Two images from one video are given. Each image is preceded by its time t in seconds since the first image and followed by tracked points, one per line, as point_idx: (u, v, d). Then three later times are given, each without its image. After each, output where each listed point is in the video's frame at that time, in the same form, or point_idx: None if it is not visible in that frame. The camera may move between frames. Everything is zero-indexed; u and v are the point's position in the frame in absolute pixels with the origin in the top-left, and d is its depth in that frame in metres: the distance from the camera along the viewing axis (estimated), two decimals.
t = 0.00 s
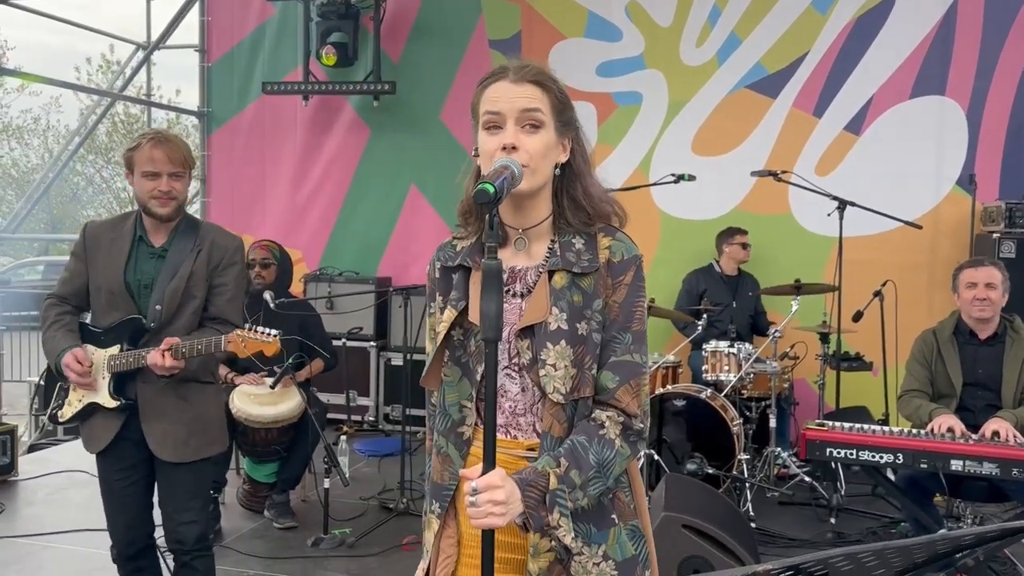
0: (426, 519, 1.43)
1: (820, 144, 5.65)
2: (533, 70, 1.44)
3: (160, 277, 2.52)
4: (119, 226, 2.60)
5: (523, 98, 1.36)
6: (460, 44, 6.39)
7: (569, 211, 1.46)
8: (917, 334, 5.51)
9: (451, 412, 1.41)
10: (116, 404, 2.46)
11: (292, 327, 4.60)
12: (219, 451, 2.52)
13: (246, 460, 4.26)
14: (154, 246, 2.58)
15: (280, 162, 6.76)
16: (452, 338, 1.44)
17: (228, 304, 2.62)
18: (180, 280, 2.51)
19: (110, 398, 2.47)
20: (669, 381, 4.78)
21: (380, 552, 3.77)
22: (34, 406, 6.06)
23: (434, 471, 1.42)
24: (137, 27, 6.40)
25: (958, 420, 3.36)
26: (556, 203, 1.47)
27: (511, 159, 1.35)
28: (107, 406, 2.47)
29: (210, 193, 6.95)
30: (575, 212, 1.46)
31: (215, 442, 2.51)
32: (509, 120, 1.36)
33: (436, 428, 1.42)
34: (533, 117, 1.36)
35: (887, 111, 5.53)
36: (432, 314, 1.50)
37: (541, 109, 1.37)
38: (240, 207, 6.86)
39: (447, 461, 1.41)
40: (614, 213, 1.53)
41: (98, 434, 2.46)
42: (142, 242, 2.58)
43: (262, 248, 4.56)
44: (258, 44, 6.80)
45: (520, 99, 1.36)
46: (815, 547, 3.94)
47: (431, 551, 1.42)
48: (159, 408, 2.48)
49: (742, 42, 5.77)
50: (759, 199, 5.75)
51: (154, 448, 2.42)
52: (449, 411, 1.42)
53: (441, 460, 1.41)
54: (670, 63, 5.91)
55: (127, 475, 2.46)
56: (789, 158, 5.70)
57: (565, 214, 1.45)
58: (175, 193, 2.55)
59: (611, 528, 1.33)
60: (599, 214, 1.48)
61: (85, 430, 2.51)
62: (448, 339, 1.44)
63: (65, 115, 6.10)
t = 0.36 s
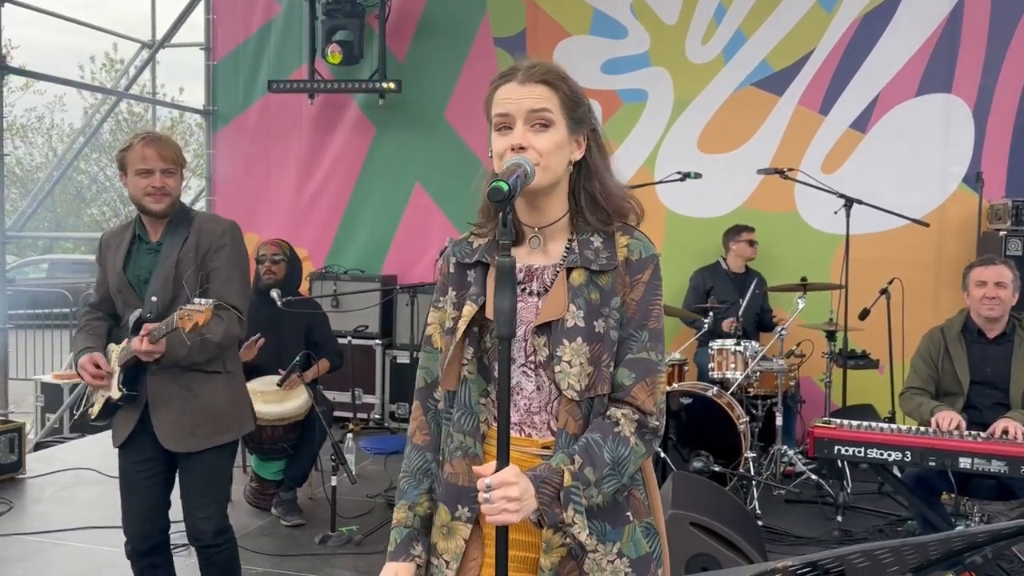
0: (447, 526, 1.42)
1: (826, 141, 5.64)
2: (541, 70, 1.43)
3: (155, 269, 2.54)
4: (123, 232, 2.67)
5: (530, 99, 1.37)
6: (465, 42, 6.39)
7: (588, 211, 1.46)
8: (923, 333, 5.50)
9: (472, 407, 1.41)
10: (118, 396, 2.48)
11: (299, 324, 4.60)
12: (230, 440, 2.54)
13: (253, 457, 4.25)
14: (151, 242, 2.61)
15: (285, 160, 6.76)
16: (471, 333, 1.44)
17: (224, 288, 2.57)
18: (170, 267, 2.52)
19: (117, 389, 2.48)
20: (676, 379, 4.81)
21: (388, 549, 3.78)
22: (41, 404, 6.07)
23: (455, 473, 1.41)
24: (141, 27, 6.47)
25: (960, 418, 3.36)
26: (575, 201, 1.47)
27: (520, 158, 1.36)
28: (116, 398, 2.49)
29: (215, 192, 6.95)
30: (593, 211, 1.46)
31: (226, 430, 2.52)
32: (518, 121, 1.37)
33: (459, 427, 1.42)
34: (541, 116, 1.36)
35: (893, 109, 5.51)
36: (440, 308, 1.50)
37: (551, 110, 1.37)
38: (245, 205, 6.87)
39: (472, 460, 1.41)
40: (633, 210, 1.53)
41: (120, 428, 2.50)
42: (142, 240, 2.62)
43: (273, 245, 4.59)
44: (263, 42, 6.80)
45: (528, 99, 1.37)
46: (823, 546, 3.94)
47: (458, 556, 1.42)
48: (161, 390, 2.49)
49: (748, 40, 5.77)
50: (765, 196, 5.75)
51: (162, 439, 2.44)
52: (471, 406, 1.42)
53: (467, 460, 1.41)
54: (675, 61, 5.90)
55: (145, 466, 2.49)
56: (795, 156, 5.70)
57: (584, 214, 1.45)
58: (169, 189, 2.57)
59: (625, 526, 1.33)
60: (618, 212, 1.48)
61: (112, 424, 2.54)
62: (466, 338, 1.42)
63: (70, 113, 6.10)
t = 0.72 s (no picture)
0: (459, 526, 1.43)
1: (832, 140, 5.64)
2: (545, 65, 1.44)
3: (182, 270, 2.57)
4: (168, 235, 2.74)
5: (535, 91, 1.37)
6: (469, 40, 6.39)
7: (597, 206, 1.46)
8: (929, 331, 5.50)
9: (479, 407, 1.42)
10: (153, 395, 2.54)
11: (306, 323, 4.61)
12: (259, 438, 2.54)
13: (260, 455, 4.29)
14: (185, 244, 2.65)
15: (290, 160, 6.77)
16: (480, 334, 1.46)
17: (246, 288, 2.56)
18: (193, 269, 2.53)
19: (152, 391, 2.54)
20: (683, 377, 4.80)
21: (395, 547, 3.79)
22: (46, 402, 6.09)
23: (466, 472, 1.43)
24: (145, 25, 6.50)
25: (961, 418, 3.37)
26: (583, 196, 1.48)
27: (525, 148, 1.36)
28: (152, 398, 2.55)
29: (221, 190, 6.96)
30: (602, 206, 1.47)
31: (254, 429, 2.53)
32: (523, 113, 1.37)
33: (468, 427, 1.43)
34: (545, 109, 1.37)
35: (899, 107, 5.51)
36: (452, 311, 1.52)
37: (555, 101, 1.38)
38: (250, 204, 6.88)
39: (479, 461, 1.42)
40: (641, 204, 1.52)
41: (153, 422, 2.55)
42: (179, 243, 2.68)
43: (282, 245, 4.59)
44: (268, 41, 6.81)
45: (534, 92, 1.37)
46: (829, 544, 3.94)
47: (467, 555, 1.43)
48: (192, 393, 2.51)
49: (753, 38, 5.76)
50: (771, 195, 5.75)
51: (194, 437, 2.47)
52: (478, 406, 1.43)
53: (474, 459, 1.42)
54: (680, 59, 5.90)
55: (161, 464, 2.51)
56: (800, 154, 5.70)
57: (593, 209, 1.46)
58: (196, 192, 2.59)
59: (639, 522, 1.33)
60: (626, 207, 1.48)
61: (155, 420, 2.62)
62: (474, 338, 1.45)
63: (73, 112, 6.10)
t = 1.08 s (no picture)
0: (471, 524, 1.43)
1: (838, 138, 5.63)
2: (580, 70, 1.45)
3: (218, 266, 2.60)
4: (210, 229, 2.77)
5: (570, 94, 1.38)
6: (474, 38, 6.39)
7: (611, 211, 1.46)
8: (935, 329, 5.49)
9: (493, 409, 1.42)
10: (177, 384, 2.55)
11: (313, 322, 4.62)
12: (269, 441, 2.54)
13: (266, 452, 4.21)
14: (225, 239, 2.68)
15: (296, 157, 6.77)
16: (493, 336, 1.45)
17: (276, 293, 2.57)
18: (227, 267, 2.55)
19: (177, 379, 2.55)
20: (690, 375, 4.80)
21: (402, 545, 3.79)
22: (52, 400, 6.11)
23: (478, 473, 1.42)
24: (151, 23, 6.49)
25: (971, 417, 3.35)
26: (598, 203, 1.48)
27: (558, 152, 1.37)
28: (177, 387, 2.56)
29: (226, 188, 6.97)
30: (616, 210, 1.47)
31: (263, 432, 2.52)
32: (557, 115, 1.38)
33: (481, 428, 1.43)
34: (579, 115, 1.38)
35: (905, 105, 5.50)
36: (466, 311, 1.51)
37: (588, 107, 1.39)
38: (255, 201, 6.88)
39: (492, 462, 1.42)
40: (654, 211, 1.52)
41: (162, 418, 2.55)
42: (219, 238, 2.70)
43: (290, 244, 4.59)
44: (273, 39, 6.81)
45: (568, 95, 1.38)
46: (836, 542, 3.94)
47: (477, 553, 1.43)
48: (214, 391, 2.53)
49: (759, 35, 5.75)
50: (776, 193, 5.74)
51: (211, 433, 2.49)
52: (492, 409, 1.43)
53: (486, 460, 1.42)
54: (686, 57, 5.89)
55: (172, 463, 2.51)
56: (806, 152, 5.69)
57: (607, 213, 1.46)
58: (230, 203, 2.57)
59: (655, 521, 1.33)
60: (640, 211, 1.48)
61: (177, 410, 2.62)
62: (487, 339, 1.44)
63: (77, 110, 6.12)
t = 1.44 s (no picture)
0: (475, 523, 1.43)
1: (842, 137, 5.62)
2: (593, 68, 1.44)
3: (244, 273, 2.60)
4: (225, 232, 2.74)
5: (580, 94, 1.37)
6: (478, 38, 6.38)
7: (627, 212, 1.45)
8: (941, 329, 5.48)
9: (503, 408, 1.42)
10: (188, 387, 2.55)
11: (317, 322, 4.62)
12: (278, 451, 2.54)
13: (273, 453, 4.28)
14: (249, 247, 2.69)
15: (300, 157, 6.77)
16: (506, 335, 1.45)
17: (303, 306, 2.62)
18: (258, 275, 2.57)
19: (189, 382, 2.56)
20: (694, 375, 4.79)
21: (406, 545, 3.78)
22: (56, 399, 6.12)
23: (486, 471, 1.42)
24: (153, 22, 6.49)
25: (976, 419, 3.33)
26: (613, 202, 1.47)
27: (565, 151, 1.35)
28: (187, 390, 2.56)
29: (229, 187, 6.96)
30: (632, 211, 1.46)
31: (275, 441, 2.53)
32: (566, 116, 1.37)
33: (489, 426, 1.43)
34: (589, 115, 1.36)
35: (910, 104, 5.48)
36: (476, 309, 1.52)
37: (599, 107, 1.37)
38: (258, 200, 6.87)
39: (500, 461, 1.42)
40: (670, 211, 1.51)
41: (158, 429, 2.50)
42: (241, 243, 2.70)
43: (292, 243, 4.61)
44: (276, 38, 6.80)
45: (578, 95, 1.37)
46: (841, 543, 3.94)
47: (485, 552, 1.43)
48: (226, 394, 2.53)
49: (764, 34, 5.74)
50: (780, 192, 5.73)
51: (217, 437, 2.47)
52: (502, 408, 1.43)
53: (495, 460, 1.42)
54: (690, 56, 5.88)
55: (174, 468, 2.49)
56: (811, 151, 5.68)
57: (623, 214, 1.45)
58: (250, 202, 2.59)
59: (662, 527, 1.33)
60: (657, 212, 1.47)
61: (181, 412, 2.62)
62: (501, 339, 1.44)
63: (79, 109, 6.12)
